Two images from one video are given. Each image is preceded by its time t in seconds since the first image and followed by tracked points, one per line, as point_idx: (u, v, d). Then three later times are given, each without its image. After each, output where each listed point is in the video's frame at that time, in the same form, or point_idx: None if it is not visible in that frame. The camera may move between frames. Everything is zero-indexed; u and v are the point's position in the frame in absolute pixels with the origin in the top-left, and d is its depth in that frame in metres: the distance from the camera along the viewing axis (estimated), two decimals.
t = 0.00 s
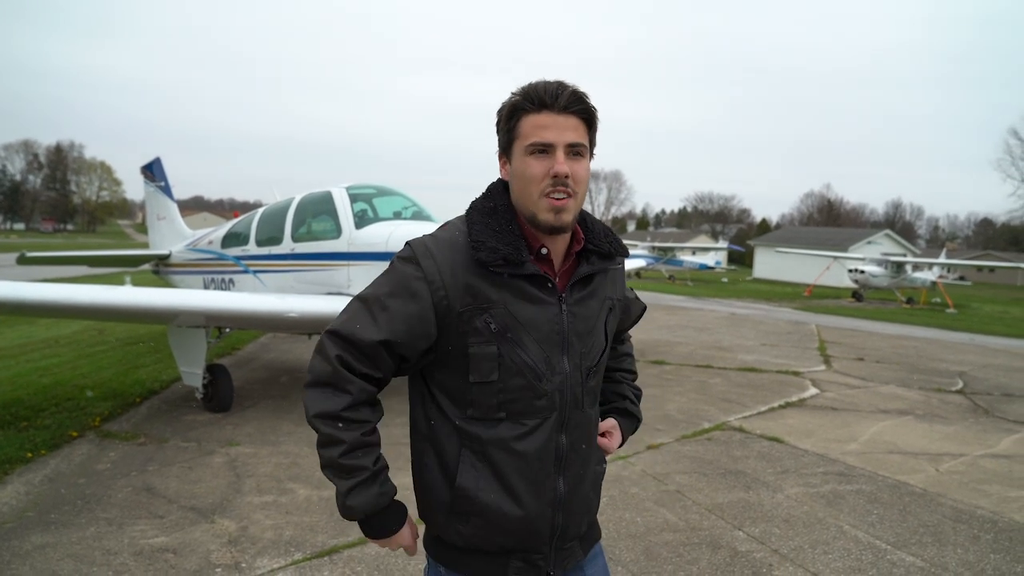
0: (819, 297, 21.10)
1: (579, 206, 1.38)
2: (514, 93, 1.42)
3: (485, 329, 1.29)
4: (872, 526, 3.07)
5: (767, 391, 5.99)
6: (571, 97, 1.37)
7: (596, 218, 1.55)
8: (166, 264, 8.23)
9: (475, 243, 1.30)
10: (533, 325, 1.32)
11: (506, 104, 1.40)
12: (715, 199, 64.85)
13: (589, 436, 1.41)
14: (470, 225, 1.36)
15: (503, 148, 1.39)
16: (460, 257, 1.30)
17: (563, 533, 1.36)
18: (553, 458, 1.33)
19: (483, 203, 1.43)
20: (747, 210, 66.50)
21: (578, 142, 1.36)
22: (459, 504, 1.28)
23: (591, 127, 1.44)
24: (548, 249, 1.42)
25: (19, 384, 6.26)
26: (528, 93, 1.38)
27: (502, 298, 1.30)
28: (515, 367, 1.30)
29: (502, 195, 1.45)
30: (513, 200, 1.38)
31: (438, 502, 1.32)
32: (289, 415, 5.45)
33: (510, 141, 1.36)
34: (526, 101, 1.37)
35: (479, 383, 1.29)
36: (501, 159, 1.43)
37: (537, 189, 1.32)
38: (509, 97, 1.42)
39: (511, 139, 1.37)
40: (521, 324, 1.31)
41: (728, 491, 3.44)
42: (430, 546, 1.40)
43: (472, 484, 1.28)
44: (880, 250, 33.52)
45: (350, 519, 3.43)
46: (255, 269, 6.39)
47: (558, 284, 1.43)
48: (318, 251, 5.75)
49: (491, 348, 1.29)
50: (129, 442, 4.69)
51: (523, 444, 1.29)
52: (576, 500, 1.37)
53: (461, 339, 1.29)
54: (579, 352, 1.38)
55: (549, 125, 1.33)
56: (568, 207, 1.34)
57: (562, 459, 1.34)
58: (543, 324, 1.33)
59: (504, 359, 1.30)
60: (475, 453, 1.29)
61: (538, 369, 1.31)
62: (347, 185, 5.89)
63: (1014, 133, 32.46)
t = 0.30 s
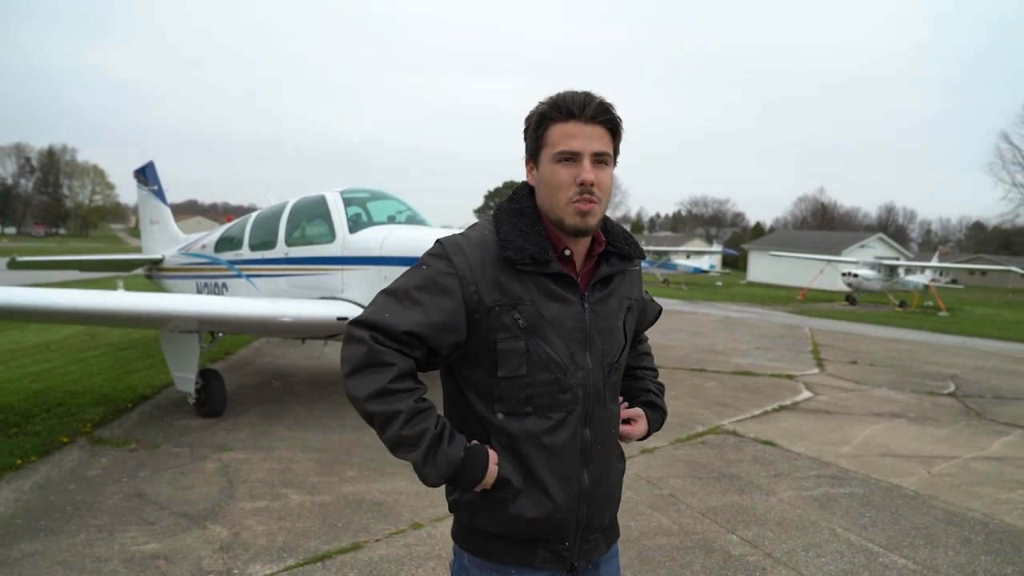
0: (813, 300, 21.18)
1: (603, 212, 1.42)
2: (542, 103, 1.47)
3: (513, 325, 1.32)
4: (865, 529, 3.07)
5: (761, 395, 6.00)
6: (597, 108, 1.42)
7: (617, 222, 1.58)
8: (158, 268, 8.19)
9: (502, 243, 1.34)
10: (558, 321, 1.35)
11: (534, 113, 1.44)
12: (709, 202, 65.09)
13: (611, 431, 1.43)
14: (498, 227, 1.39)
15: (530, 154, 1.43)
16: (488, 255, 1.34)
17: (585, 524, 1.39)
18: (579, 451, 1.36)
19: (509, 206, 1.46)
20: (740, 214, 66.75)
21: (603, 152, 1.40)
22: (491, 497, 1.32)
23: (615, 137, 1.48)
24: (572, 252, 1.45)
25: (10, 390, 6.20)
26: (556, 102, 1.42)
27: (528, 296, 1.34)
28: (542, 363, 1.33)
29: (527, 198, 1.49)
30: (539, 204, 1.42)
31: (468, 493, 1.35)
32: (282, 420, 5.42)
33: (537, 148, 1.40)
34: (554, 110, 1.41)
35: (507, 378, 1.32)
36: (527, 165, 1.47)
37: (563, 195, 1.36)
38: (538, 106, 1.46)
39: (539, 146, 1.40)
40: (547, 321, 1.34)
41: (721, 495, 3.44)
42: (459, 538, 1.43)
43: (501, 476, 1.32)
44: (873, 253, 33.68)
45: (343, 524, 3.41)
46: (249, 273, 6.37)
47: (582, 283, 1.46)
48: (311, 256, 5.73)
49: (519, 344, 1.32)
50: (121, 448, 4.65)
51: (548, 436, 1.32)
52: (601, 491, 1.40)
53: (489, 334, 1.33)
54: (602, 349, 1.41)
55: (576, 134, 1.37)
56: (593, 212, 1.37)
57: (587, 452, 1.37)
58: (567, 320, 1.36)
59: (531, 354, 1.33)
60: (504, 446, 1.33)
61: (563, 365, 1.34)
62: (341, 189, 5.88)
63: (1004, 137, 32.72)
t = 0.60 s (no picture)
0: (804, 298, 21.30)
1: (615, 215, 1.42)
2: (559, 108, 1.48)
3: (527, 321, 1.34)
4: (855, 524, 3.09)
5: (752, 392, 6.02)
6: (612, 114, 1.42)
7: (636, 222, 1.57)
8: (149, 267, 8.13)
9: (515, 243, 1.39)
10: (572, 315, 1.36)
11: (551, 118, 1.46)
12: (702, 201, 65.33)
13: (630, 425, 1.41)
14: (513, 228, 1.43)
15: (547, 158, 1.45)
16: (502, 256, 1.38)
17: (601, 514, 1.39)
18: (595, 442, 1.35)
19: (526, 207, 1.48)
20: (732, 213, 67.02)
21: (617, 157, 1.40)
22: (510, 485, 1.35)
23: (631, 142, 1.48)
24: (586, 251, 1.46)
25: None
26: (572, 109, 1.44)
27: (542, 292, 1.36)
28: (556, 356, 1.33)
29: (545, 200, 1.51)
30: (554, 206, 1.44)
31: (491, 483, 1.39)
32: (274, 419, 5.40)
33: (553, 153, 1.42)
34: (570, 116, 1.42)
35: (523, 370, 1.34)
36: (544, 168, 1.49)
37: (576, 198, 1.38)
38: (555, 111, 1.48)
39: (555, 151, 1.42)
40: (560, 315, 1.36)
41: (713, 491, 3.44)
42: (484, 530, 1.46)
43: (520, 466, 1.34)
44: (864, 252, 33.87)
45: (335, 522, 3.39)
46: (240, 271, 6.33)
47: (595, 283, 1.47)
48: (303, 254, 5.70)
49: (533, 338, 1.33)
50: (112, 447, 4.62)
51: (563, 426, 1.32)
52: (618, 482, 1.39)
53: (505, 329, 1.36)
54: (616, 344, 1.40)
55: (590, 140, 1.38)
56: (605, 215, 1.38)
57: (603, 444, 1.36)
58: (581, 315, 1.37)
59: (545, 348, 1.34)
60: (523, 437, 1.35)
61: (577, 358, 1.34)
62: (332, 187, 5.86)
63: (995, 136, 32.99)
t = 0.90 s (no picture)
0: (796, 293, 21.35)
1: (598, 208, 1.41)
2: (545, 105, 1.47)
3: (510, 313, 1.34)
4: (847, 518, 3.10)
5: (745, 387, 6.03)
6: (595, 110, 1.40)
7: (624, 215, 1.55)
8: (139, 262, 8.06)
9: (499, 237, 1.38)
10: (556, 307, 1.35)
11: (536, 116, 1.45)
12: (695, 196, 65.43)
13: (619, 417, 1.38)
14: (498, 222, 1.43)
15: (531, 155, 1.45)
16: (488, 250, 1.38)
17: (588, 507, 1.37)
18: (577, 433, 1.33)
19: (512, 203, 1.49)
20: (725, 208, 67.17)
21: (598, 153, 1.38)
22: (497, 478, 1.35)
23: (616, 137, 1.45)
24: (571, 244, 1.46)
25: None
26: (555, 106, 1.43)
27: (525, 284, 1.35)
28: (538, 347, 1.32)
29: (532, 195, 1.51)
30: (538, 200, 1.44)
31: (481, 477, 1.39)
32: (266, 415, 5.37)
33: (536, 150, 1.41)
34: (552, 114, 1.41)
35: (507, 362, 1.33)
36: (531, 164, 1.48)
37: (557, 193, 1.37)
38: (540, 109, 1.47)
39: (539, 147, 1.42)
40: (544, 307, 1.35)
41: (706, 486, 3.45)
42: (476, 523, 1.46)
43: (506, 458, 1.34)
44: (856, 246, 34.07)
45: (327, 518, 3.37)
46: (231, 267, 6.28)
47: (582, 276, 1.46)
48: (294, 249, 5.66)
49: (516, 329, 1.33)
50: (102, 443, 4.58)
51: (546, 416, 1.32)
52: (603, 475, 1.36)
53: (491, 322, 1.35)
54: (602, 335, 1.38)
55: (571, 136, 1.37)
56: (586, 210, 1.37)
57: (586, 435, 1.34)
58: (564, 306, 1.36)
59: (528, 339, 1.33)
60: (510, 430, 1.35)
61: (559, 348, 1.32)
62: (323, 182, 5.81)
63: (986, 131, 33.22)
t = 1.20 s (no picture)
0: (799, 295, 21.29)
1: (555, 212, 1.41)
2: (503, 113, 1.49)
3: (468, 312, 1.36)
4: (852, 521, 3.08)
5: (748, 389, 6.01)
6: (546, 117, 1.41)
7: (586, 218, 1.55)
8: (142, 266, 8.07)
9: (460, 241, 1.41)
10: (513, 307, 1.36)
11: (494, 124, 1.47)
12: (697, 198, 65.40)
13: (578, 418, 1.36)
14: (459, 227, 1.45)
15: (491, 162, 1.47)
16: (450, 253, 1.41)
17: (548, 509, 1.35)
18: (533, 432, 1.32)
19: (476, 208, 1.51)
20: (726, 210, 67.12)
21: (551, 157, 1.39)
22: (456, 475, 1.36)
23: (571, 142, 1.45)
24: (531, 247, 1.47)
25: None
26: (510, 113, 1.44)
27: (483, 284, 1.37)
28: (494, 345, 1.33)
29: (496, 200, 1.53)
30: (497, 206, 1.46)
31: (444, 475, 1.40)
32: (268, 419, 5.36)
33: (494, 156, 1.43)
34: (507, 121, 1.42)
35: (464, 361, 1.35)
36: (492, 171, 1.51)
37: (513, 199, 1.39)
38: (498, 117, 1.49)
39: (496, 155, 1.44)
40: (500, 307, 1.36)
41: (710, 489, 3.44)
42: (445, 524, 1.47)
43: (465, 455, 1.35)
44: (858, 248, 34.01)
45: (330, 522, 3.37)
46: (233, 270, 6.29)
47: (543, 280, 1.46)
48: (296, 253, 5.66)
49: (472, 328, 1.34)
50: (105, 448, 4.58)
51: (498, 414, 1.32)
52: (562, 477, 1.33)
53: (451, 322, 1.38)
54: (560, 336, 1.37)
55: (523, 142, 1.38)
56: (541, 214, 1.38)
57: (542, 434, 1.32)
58: (522, 306, 1.36)
59: (484, 338, 1.34)
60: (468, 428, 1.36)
61: (514, 347, 1.33)
62: (325, 185, 5.82)
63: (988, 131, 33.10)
